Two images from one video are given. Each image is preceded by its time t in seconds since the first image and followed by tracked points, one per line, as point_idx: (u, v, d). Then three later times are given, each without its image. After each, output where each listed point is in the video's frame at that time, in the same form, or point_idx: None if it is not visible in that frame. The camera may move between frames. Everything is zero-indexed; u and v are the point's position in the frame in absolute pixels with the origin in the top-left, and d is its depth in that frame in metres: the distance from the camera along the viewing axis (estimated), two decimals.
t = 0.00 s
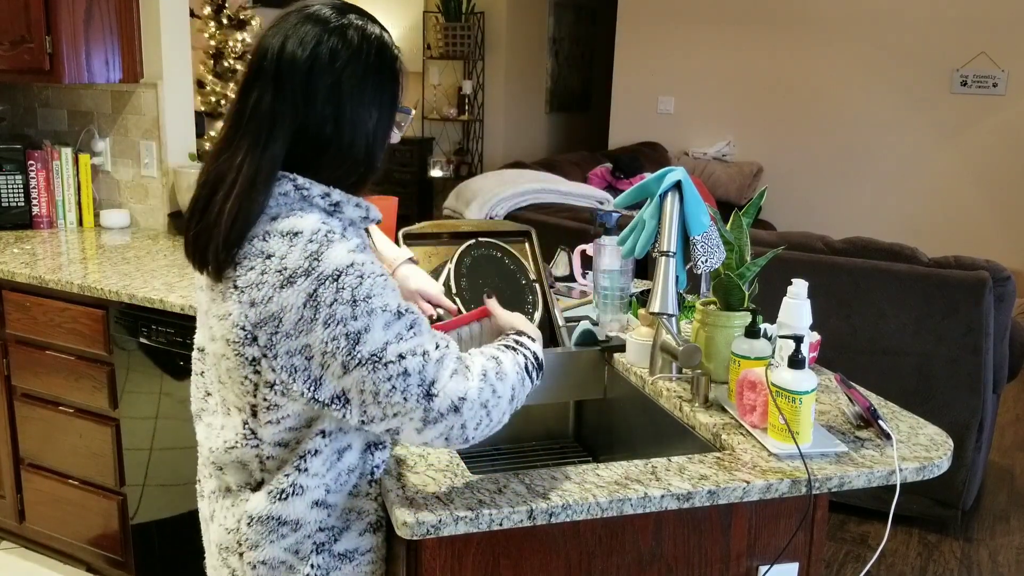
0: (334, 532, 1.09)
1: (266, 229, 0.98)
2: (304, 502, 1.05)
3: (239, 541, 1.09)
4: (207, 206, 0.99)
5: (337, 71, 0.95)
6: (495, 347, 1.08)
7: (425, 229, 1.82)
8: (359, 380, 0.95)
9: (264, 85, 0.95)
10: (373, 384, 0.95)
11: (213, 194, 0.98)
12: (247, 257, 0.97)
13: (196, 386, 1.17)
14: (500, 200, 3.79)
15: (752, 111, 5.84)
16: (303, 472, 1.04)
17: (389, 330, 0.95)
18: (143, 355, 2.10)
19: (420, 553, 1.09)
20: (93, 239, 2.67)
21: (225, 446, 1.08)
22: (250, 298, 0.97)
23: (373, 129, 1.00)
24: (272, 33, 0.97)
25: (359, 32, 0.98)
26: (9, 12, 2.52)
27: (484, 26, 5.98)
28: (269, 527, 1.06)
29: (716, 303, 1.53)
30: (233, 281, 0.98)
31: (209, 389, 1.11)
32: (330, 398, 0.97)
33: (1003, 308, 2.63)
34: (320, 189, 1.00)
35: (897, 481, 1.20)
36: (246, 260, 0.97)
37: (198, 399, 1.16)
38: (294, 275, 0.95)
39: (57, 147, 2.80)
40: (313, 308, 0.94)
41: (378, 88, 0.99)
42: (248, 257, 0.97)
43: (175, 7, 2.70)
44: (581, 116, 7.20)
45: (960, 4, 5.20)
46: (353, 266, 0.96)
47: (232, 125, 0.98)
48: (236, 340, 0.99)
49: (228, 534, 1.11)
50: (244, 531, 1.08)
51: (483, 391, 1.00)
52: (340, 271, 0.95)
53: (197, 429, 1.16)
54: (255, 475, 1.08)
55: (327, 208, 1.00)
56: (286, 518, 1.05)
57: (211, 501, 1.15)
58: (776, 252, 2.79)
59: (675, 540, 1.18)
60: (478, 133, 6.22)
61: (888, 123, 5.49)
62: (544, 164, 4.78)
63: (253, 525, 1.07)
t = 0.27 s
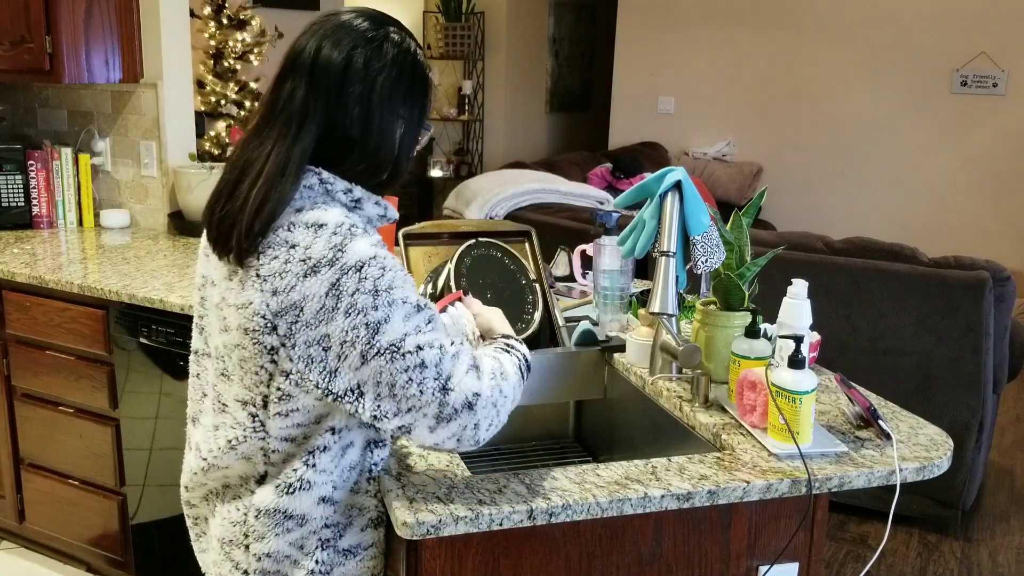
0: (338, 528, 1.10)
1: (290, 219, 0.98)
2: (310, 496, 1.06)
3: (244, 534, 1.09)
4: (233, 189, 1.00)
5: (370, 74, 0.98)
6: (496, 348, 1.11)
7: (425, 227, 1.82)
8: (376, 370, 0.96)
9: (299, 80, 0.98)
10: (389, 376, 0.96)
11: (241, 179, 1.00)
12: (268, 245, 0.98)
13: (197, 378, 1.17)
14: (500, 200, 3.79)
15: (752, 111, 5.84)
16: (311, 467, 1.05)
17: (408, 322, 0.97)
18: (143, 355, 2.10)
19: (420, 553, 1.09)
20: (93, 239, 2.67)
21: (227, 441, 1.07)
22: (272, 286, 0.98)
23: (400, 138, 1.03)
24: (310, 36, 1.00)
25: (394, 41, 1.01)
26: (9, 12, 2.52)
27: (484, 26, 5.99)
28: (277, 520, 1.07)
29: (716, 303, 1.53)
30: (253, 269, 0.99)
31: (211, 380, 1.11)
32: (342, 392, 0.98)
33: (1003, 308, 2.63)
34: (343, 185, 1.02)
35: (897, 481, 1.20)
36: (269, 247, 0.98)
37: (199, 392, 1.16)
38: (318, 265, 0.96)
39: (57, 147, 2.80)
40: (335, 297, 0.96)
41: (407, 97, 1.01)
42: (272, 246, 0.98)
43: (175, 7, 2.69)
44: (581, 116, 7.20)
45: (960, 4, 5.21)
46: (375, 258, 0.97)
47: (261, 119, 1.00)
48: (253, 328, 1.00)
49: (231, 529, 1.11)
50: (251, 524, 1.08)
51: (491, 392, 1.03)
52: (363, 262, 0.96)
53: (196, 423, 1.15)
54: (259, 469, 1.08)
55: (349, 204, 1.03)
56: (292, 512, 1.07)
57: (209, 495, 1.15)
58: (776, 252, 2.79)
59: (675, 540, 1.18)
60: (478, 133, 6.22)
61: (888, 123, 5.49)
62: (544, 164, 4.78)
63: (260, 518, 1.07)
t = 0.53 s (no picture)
0: (340, 522, 1.11)
1: (323, 202, 1.02)
2: (315, 481, 1.08)
3: (252, 517, 1.11)
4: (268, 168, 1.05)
5: (402, 70, 1.02)
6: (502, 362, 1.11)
7: (424, 227, 1.82)
8: (383, 353, 0.97)
9: (336, 72, 1.02)
10: (394, 363, 0.97)
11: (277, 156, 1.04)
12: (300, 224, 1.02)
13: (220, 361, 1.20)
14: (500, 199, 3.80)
15: (752, 111, 5.84)
16: (320, 452, 1.08)
17: (425, 308, 0.98)
18: (143, 355, 2.10)
19: (420, 553, 1.09)
20: (93, 239, 2.67)
21: (243, 421, 1.11)
22: (299, 263, 1.01)
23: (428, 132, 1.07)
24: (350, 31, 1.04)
25: (430, 43, 1.05)
26: (9, 12, 2.52)
27: (484, 26, 5.99)
28: (282, 504, 1.09)
29: (716, 303, 1.53)
30: (281, 248, 1.03)
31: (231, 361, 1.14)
32: (353, 373, 0.99)
33: (1003, 308, 2.62)
34: (374, 172, 1.06)
35: (897, 481, 1.20)
36: (302, 227, 1.02)
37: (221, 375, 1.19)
38: (346, 245, 0.99)
39: (57, 147, 2.80)
40: (359, 277, 0.98)
41: (437, 94, 1.05)
42: (303, 226, 1.02)
43: (175, 7, 2.69)
44: (581, 117, 7.20)
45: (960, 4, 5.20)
46: (401, 244, 1.00)
47: (299, 106, 1.05)
48: (276, 305, 1.03)
49: (239, 511, 1.13)
50: (256, 506, 1.10)
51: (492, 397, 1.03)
52: (389, 246, 0.99)
53: (213, 403, 1.18)
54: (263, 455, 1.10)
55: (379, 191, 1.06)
56: (301, 496, 1.08)
57: (220, 477, 1.18)
58: (776, 252, 2.79)
59: (675, 540, 1.18)
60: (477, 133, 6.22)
61: (888, 123, 5.49)
62: (544, 165, 4.78)
63: (269, 503, 1.09)
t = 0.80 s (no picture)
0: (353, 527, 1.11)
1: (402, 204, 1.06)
2: (337, 475, 1.11)
3: (274, 506, 1.13)
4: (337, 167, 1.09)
5: (462, 80, 1.06)
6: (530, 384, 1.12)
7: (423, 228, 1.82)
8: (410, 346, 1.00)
9: (400, 81, 1.06)
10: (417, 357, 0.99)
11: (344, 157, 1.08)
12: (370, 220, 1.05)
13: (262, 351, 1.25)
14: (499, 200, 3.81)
15: (752, 111, 5.84)
16: (344, 449, 1.10)
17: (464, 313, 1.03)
18: (143, 355, 2.09)
19: (420, 553, 1.09)
20: (93, 239, 2.67)
21: (278, 407, 1.16)
22: (366, 256, 1.05)
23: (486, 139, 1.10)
24: (405, 41, 1.08)
25: (484, 54, 1.09)
26: (9, 12, 2.52)
27: (484, 26, 5.99)
28: (305, 495, 1.11)
29: (715, 303, 1.53)
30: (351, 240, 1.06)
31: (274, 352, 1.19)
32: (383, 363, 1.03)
33: (1003, 308, 2.62)
34: (446, 184, 1.11)
35: (897, 481, 1.20)
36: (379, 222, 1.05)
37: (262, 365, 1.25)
38: (417, 248, 1.04)
39: (57, 148, 2.80)
40: (419, 274, 1.04)
41: (495, 104, 1.09)
42: (379, 225, 1.05)
43: (175, 7, 2.69)
44: (582, 117, 7.20)
45: (960, 4, 5.20)
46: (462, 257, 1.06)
47: (359, 115, 1.10)
48: (330, 298, 1.08)
49: (261, 502, 1.16)
50: (278, 495, 1.13)
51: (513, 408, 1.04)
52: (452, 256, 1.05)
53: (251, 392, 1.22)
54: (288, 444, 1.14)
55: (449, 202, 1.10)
56: (325, 491, 1.11)
57: (240, 463, 1.21)
58: (776, 252, 2.79)
59: (675, 540, 1.18)
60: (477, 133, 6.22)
61: (888, 123, 5.49)
62: (544, 165, 4.78)
63: (294, 494, 1.12)
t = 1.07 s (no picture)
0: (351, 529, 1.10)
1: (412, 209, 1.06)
2: (337, 478, 1.10)
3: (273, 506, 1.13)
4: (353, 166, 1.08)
5: (478, 87, 1.06)
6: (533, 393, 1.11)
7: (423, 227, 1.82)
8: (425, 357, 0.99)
9: (416, 85, 1.06)
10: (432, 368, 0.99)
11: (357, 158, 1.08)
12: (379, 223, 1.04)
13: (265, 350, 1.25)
14: (500, 200, 3.80)
15: (752, 111, 5.84)
16: (345, 451, 1.09)
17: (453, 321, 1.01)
18: (143, 355, 2.09)
19: (420, 553, 1.09)
20: (94, 239, 2.67)
21: (278, 406, 1.16)
22: (373, 259, 1.04)
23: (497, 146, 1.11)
24: (422, 44, 1.08)
25: (499, 60, 1.09)
26: (9, 12, 2.52)
27: (484, 26, 5.99)
28: (305, 497, 1.11)
29: (716, 303, 1.54)
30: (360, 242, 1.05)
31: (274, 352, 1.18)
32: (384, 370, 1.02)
33: (1003, 308, 2.62)
34: (456, 191, 1.10)
35: (897, 481, 1.20)
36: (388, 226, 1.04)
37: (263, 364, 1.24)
38: (422, 253, 1.03)
39: (57, 147, 2.80)
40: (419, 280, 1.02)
41: (510, 113, 1.10)
42: (386, 228, 1.04)
43: (175, 7, 2.69)
44: (582, 117, 7.20)
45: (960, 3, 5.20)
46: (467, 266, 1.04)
47: (373, 118, 1.09)
48: (333, 299, 1.07)
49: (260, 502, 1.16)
50: (278, 496, 1.12)
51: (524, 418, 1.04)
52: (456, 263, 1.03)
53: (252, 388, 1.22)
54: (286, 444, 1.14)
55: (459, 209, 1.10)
56: (325, 493, 1.10)
57: (241, 460, 1.22)
58: (776, 252, 2.80)
59: (675, 540, 1.18)
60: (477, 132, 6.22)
61: (888, 123, 5.49)
62: (544, 165, 4.78)
63: (292, 495, 1.11)
